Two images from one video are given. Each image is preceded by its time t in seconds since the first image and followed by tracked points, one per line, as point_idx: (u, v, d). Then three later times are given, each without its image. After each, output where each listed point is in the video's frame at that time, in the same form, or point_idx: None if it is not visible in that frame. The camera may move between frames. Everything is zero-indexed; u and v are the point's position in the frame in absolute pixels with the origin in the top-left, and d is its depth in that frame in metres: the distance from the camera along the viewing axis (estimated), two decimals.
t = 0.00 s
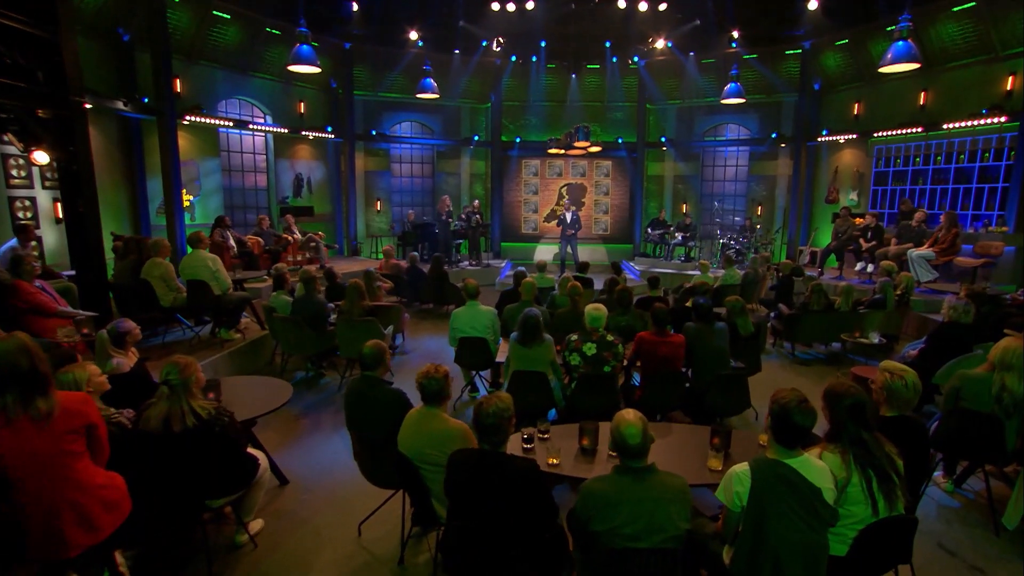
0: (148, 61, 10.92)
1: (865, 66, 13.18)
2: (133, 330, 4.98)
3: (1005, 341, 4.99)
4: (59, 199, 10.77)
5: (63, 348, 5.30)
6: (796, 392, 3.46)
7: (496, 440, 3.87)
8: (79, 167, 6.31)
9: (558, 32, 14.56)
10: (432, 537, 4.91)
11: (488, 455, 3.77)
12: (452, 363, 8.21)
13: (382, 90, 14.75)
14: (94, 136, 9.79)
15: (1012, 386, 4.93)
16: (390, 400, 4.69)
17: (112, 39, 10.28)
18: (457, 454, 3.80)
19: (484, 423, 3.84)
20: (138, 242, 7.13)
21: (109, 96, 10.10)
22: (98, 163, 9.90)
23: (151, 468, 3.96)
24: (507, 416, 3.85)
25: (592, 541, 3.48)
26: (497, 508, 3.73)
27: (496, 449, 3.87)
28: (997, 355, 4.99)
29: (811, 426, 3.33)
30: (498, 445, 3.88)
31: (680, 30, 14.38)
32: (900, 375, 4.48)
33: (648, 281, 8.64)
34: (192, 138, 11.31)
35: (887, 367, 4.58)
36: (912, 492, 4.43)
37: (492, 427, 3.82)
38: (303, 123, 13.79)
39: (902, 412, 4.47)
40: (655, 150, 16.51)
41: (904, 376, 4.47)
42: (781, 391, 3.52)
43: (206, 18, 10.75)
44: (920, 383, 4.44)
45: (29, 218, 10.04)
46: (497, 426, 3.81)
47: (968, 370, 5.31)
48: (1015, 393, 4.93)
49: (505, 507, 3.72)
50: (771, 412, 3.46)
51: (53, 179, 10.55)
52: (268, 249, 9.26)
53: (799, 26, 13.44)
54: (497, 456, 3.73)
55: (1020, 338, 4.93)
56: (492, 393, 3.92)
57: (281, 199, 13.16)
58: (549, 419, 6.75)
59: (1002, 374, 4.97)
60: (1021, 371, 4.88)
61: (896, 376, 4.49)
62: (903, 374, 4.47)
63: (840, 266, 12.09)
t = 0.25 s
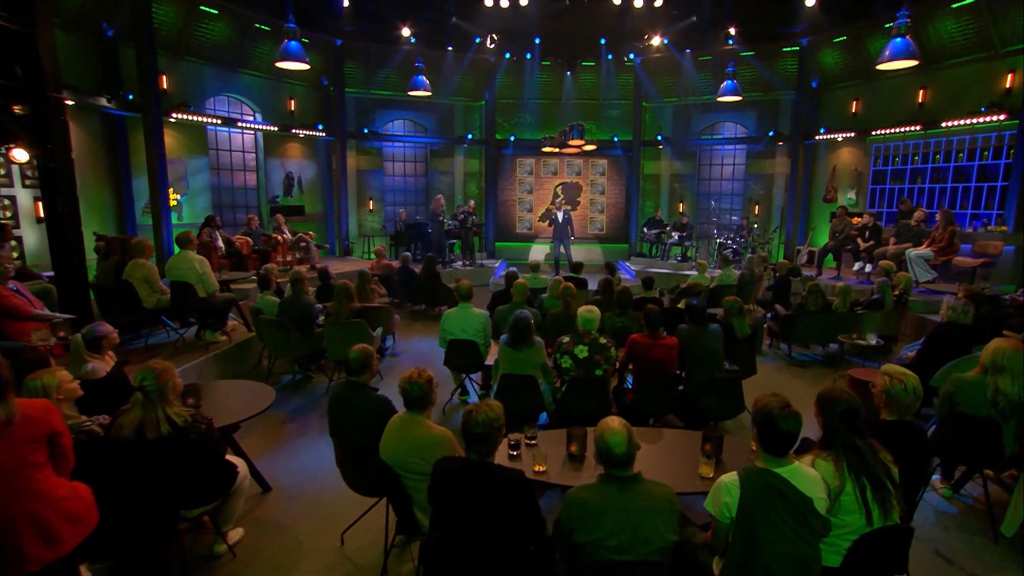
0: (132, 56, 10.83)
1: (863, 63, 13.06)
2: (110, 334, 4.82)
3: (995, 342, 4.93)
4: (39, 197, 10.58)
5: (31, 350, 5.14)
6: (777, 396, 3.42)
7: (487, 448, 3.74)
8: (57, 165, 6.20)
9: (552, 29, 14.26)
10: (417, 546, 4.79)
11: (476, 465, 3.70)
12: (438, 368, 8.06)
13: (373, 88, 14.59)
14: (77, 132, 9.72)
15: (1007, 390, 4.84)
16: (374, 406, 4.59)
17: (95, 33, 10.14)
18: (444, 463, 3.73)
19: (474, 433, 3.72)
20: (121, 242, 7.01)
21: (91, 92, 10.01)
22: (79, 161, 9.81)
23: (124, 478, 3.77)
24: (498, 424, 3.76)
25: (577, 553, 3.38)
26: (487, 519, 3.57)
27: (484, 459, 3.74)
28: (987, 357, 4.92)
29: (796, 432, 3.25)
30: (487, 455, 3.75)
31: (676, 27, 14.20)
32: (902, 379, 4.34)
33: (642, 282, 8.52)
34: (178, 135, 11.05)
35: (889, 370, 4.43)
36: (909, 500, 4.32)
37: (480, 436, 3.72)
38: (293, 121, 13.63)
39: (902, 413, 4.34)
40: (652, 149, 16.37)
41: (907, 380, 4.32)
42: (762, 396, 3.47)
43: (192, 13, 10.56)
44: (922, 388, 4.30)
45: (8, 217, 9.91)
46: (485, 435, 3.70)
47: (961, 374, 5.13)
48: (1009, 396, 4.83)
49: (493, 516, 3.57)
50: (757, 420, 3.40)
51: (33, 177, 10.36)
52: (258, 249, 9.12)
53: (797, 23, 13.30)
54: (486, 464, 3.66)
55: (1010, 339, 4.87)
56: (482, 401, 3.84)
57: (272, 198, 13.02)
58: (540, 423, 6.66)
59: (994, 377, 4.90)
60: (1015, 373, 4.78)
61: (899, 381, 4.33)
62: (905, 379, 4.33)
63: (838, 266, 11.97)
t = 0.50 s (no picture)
0: (114, 51, 10.76)
1: (861, 60, 12.91)
2: (82, 338, 4.63)
3: (978, 343, 4.98)
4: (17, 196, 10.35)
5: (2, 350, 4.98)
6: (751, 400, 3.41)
7: (471, 459, 3.55)
8: (31, 163, 6.10)
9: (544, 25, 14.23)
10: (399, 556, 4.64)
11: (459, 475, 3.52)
12: (418, 375, 7.84)
13: (363, 85, 14.39)
14: (55, 128, 9.52)
15: (994, 391, 4.85)
16: (354, 414, 4.39)
17: (74, 27, 10.02)
18: (426, 470, 3.57)
19: (457, 445, 3.53)
20: (101, 242, 6.85)
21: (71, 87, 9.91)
22: (58, 158, 9.62)
23: (89, 489, 3.61)
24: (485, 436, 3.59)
25: (559, 568, 3.24)
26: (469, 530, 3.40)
27: (468, 471, 3.55)
28: (971, 360, 4.96)
29: (777, 438, 3.17)
30: (471, 466, 3.57)
31: (671, 23, 14.01)
32: (901, 383, 4.18)
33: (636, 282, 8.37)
34: (161, 133, 10.89)
35: (887, 375, 4.28)
36: (905, 509, 4.19)
37: (463, 449, 3.53)
38: (281, 118, 13.45)
39: (901, 415, 4.15)
40: (647, 147, 16.21)
41: (906, 384, 4.16)
42: (738, 405, 3.40)
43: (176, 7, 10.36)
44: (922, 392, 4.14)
45: None
46: (469, 445, 3.53)
47: (948, 378, 5.10)
48: (996, 397, 4.84)
49: (475, 527, 3.40)
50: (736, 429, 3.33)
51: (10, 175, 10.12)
52: (245, 249, 8.96)
53: (793, 19, 13.16)
54: (469, 474, 3.50)
55: (992, 340, 4.92)
56: (469, 410, 3.69)
57: (260, 197, 12.85)
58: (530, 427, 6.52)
59: (979, 379, 4.92)
60: (998, 374, 4.83)
61: (900, 386, 4.16)
62: (905, 383, 4.17)
63: (835, 266, 11.82)
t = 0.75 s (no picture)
0: (96, 47, 10.63)
1: (859, 57, 12.76)
2: (53, 342, 4.52)
3: (963, 346, 4.82)
4: None
5: None
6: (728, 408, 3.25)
7: (452, 469, 3.36)
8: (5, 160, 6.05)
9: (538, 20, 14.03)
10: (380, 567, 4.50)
11: (439, 485, 3.36)
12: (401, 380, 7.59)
13: (353, 82, 14.23)
14: (34, 125, 9.40)
15: (981, 395, 4.71)
16: (331, 422, 4.21)
17: (55, 22, 9.88)
18: (400, 482, 3.37)
19: (435, 454, 3.34)
20: (81, 242, 6.68)
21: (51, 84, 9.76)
22: (37, 155, 9.49)
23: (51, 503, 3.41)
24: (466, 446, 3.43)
25: None
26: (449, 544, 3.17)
27: (447, 482, 3.37)
28: (959, 364, 4.80)
29: (756, 448, 3.04)
30: (450, 476, 3.38)
31: (667, 19, 13.88)
32: (894, 388, 3.97)
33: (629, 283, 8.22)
34: (148, 130, 10.73)
35: (879, 379, 4.06)
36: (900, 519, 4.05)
37: (442, 459, 3.34)
38: (271, 115, 13.29)
39: (893, 421, 3.95)
40: (643, 145, 16.05)
41: (899, 389, 3.95)
42: (714, 414, 3.25)
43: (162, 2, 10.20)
44: (915, 398, 3.94)
45: None
46: (449, 456, 3.33)
47: (939, 384, 4.92)
48: (986, 401, 4.69)
49: (454, 539, 3.17)
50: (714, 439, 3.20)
51: None
52: (233, 249, 8.80)
53: (790, 16, 13.01)
54: (448, 485, 3.30)
55: (978, 341, 4.77)
56: (452, 419, 3.54)
57: (248, 195, 12.71)
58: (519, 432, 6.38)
59: (968, 383, 4.77)
60: (986, 377, 4.67)
61: (892, 391, 3.94)
62: (897, 388, 3.96)
63: (833, 266, 11.67)
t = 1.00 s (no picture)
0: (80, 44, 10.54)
1: (857, 54, 12.63)
2: (23, 345, 4.41)
3: (962, 349, 4.69)
4: None
5: None
6: (708, 416, 3.16)
7: (425, 477, 3.21)
8: None
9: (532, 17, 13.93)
10: None
11: (411, 493, 3.18)
12: (383, 387, 7.32)
13: (345, 79, 14.11)
14: (15, 122, 9.33)
15: (980, 400, 4.58)
16: (310, 426, 4.08)
17: (37, 17, 9.79)
18: (372, 492, 3.20)
19: (407, 462, 3.18)
20: (62, 242, 6.55)
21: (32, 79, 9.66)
22: (18, 152, 9.41)
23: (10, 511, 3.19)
24: (438, 454, 3.25)
25: None
26: (421, 552, 3.05)
27: (419, 490, 3.20)
28: (958, 368, 4.68)
29: (736, 456, 2.93)
30: (422, 485, 3.23)
31: (664, 16, 13.76)
32: (881, 391, 3.85)
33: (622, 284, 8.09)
34: (135, 129, 10.60)
35: (866, 383, 3.93)
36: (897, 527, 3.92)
37: (413, 467, 3.18)
38: (261, 113, 13.15)
39: (881, 424, 3.84)
40: (639, 143, 15.90)
41: (886, 393, 3.83)
42: (696, 420, 3.16)
43: None
44: (903, 400, 3.82)
45: None
46: (420, 466, 3.16)
47: (939, 387, 4.82)
48: (986, 406, 4.55)
49: (426, 548, 3.05)
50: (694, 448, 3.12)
51: None
52: (221, 250, 8.66)
53: (788, 12, 12.88)
54: (420, 493, 3.15)
55: (978, 344, 4.64)
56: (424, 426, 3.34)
57: (238, 194, 12.60)
58: (509, 436, 6.26)
59: (967, 387, 4.65)
60: (986, 381, 4.55)
61: (879, 395, 3.82)
62: (885, 392, 3.84)
63: (831, 266, 11.55)
